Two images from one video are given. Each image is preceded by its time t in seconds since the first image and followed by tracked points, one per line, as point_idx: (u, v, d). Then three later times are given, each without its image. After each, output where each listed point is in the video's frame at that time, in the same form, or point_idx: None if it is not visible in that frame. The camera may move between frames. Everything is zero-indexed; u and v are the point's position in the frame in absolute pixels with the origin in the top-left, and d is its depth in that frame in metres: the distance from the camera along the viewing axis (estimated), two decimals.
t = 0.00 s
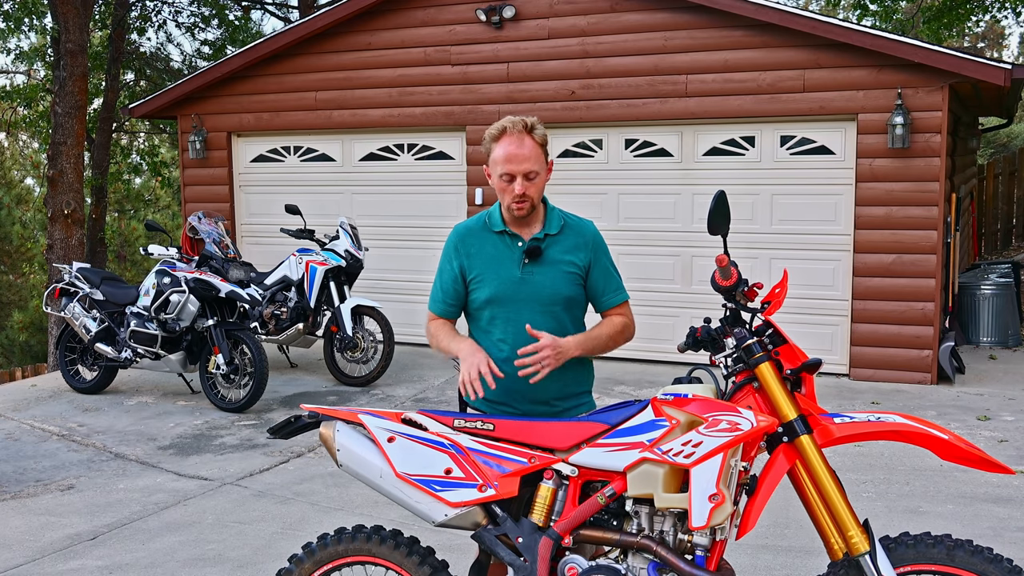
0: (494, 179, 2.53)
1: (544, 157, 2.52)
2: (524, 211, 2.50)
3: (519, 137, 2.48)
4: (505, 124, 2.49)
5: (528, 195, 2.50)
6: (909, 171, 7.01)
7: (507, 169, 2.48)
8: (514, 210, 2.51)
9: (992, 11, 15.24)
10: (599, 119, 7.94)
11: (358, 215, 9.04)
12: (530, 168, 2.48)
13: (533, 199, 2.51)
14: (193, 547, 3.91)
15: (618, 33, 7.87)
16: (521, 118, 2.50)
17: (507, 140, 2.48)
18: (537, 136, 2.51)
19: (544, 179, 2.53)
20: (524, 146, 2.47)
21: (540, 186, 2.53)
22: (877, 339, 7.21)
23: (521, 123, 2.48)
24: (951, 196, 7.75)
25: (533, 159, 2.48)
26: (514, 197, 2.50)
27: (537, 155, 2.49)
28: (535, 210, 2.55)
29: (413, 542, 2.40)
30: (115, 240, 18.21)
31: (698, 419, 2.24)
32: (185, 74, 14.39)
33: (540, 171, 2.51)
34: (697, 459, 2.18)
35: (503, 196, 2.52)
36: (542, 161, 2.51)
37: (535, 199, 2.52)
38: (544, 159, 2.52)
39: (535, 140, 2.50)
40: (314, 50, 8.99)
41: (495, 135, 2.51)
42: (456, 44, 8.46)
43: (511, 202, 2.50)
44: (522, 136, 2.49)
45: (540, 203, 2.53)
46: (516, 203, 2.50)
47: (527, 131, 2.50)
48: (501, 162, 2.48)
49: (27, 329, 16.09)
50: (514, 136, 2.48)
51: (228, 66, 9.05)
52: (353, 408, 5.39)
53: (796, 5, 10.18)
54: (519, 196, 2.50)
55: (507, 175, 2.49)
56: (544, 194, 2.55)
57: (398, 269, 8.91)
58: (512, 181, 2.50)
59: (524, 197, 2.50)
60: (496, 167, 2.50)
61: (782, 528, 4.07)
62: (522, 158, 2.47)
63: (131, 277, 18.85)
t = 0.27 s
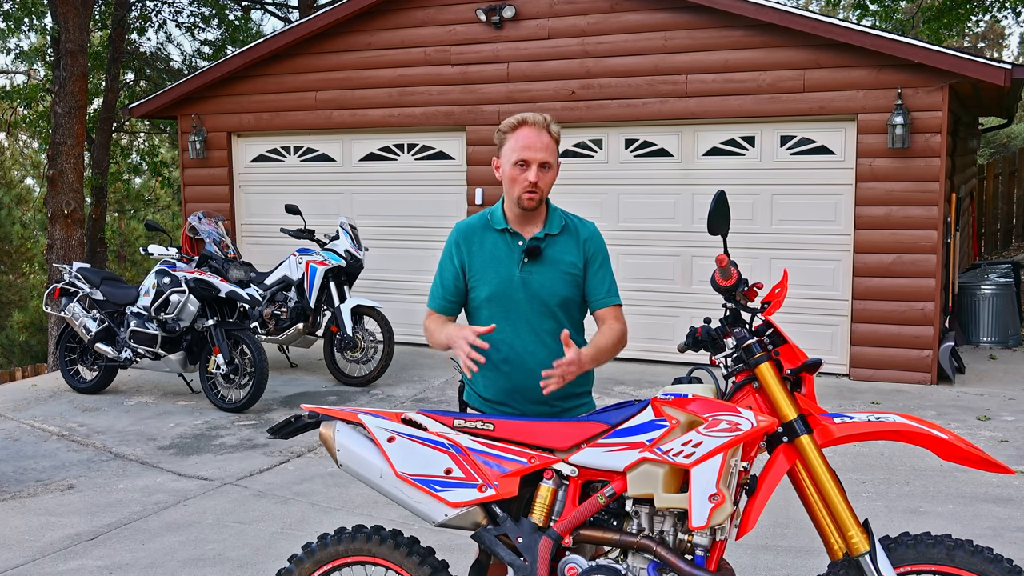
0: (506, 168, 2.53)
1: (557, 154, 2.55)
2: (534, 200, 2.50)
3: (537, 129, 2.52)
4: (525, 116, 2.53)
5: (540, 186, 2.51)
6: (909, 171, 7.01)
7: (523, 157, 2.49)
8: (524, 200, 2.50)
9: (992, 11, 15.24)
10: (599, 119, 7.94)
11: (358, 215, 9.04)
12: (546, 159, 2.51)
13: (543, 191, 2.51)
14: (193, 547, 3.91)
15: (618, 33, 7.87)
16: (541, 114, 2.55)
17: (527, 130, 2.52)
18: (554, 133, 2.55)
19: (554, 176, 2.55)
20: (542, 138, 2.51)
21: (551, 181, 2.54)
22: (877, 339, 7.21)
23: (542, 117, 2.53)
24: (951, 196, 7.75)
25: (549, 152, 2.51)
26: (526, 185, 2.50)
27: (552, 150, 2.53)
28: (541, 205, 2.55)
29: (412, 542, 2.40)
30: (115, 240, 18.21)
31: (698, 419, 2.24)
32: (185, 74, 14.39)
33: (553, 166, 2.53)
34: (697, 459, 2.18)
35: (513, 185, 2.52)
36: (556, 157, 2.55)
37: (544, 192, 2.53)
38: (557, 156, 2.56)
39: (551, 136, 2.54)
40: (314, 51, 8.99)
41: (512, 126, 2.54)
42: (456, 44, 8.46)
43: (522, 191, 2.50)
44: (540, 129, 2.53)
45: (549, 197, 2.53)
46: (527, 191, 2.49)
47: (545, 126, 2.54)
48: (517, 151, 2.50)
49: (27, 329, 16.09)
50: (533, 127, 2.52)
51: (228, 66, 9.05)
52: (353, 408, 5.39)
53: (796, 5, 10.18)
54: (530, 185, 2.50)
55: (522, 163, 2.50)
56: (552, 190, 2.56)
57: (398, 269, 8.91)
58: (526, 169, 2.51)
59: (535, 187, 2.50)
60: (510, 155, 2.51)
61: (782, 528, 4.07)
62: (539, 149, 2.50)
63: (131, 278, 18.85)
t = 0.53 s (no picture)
0: (509, 165, 2.53)
1: (561, 154, 2.55)
2: (535, 198, 2.50)
3: (543, 128, 2.52)
4: (531, 115, 2.53)
5: (542, 184, 2.51)
6: (909, 170, 7.01)
7: (526, 155, 2.49)
8: (525, 197, 2.50)
9: (992, 11, 15.24)
10: (599, 119, 7.94)
11: (358, 215, 9.04)
12: (549, 157, 2.51)
13: (544, 190, 2.51)
14: (193, 547, 3.91)
15: (618, 33, 7.87)
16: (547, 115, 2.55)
17: (532, 129, 2.52)
18: (559, 134, 2.55)
19: (557, 176, 2.55)
20: (546, 137, 2.51)
21: (553, 181, 2.54)
22: (877, 339, 7.21)
23: (548, 116, 2.53)
24: (951, 196, 7.75)
25: (553, 150, 2.51)
26: (528, 183, 2.50)
27: (556, 149, 2.53)
28: (542, 204, 2.55)
29: (412, 542, 2.40)
30: (115, 240, 18.21)
31: (698, 419, 2.24)
32: (185, 74, 14.38)
33: (556, 165, 2.53)
34: (697, 459, 2.18)
35: (516, 182, 2.52)
36: (559, 157, 2.55)
37: (546, 191, 2.53)
38: (561, 157, 2.56)
39: (556, 136, 2.54)
40: (314, 50, 8.99)
41: (517, 123, 2.54)
42: (456, 44, 8.46)
43: (523, 188, 2.50)
44: (545, 128, 2.53)
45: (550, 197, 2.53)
46: (529, 189, 2.49)
47: (551, 126, 2.54)
48: (520, 148, 2.50)
49: (27, 329, 16.09)
50: (538, 126, 2.52)
51: (228, 66, 9.05)
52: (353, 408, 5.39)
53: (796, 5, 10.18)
54: (532, 183, 2.50)
55: (524, 160, 2.50)
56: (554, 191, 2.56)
57: (398, 269, 8.91)
58: (529, 166, 2.51)
59: (537, 185, 2.50)
60: (513, 152, 2.51)
61: (782, 528, 4.07)
62: (543, 147, 2.50)
63: (131, 278, 18.85)
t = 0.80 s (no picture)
0: (507, 167, 2.53)
1: (560, 154, 2.55)
2: (534, 199, 2.50)
3: (541, 129, 2.52)
4: (530, 116, 2.53)
5: (541, 185, 2.50)
6: (909, 171, 7.01)
7: (525, 156, 2.49)
8: (524, 198, 2.50)
9: (992, 11, 15.24)
10: (599, 119, 7.94)
11: (358, 215, 9.04)
12: (547, 158, 2.51)
13: (544, 190, 2.51)
14: (193, 547, 3.91)
15: (618, 33, 7.87)
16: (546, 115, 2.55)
17: (530, 130, 2.52)
18: (558, 134, 2.55)
19: (557, 176, 2.55)
20: (544, 137, 2.51)
21: (553, 181, 2.54)
22: (877, 339, 7.21)
23: (546, 117, 2.53)
24: (951, 196, 7.75)
25: (551, 151, 2.51)
26: (526, 184, 2.50)
27: (555, 149, 2.53)
28: (542, 205, 2.55)
29: (412, 542, 2.40)
30: (115, 240, 18.21)
31: (698, 419, 2.24)
32: (185, 74, 14.39)
33: (556, 166, 2.53)
34: (697, 460, 2.18)
35: (515, 184, 2.52)
36: (559, 157, 2.55)
37: (546, 191, 2.52)
38: (560, 157, 2.56)
39: (554, 136, 2.54)
40: (314, 50, 8.99)
41: (515, 125, 2.54)
42: (456, 44, 8.46)
43: (522, 189, 2.50)
44: (543, 129, 2.53)
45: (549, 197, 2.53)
46: (528, 190, 2.49)
47: (550, 126, 2.54)
48: (518, 149, 2.50)
49: (27, 329, 16.09)
50: (536, 127, 2.52)
51: (227, 66, 9.05)
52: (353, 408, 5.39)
53: (796, 5, 10.19)
54: (531, 184, 2.50)
55: (523, 161, 2.50)
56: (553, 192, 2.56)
57: (398, 269, 8.91)
58: (527, 167, 2.51)
59: (536, 185, 2.50)
60: (512, 154, 2.51)
61: (783, 528, 4.07)
62: (541, 147, 2.50)
63: (131, 277, 18.85)
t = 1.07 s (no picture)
0: (508, 167, 2.53)
1: (561, 154, 2.55)
2: (534, 199, 2.50)
3: (541, 129, 2.52)
4: (530, 116, 2.53)
5: (541, 184, 2.50)
6: (909, 170, 7.01)
7: (525, 155, 2.49)
8: (525, 198, 2.50)
9: (992, 12, 15.24)
10: (599, 119, 7.94)
11: (358, 215, 9.04)
12: (548, 158, 2.50)
13: (544, 190, 2.51)
14: (193, 547, 3.91)
15: (618, 33, 7.87)
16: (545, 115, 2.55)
17: (530, 130, 2.51)
18: (558, 134, 2.55)
19: (557, 176, 2.55)
20: (544, 138, 2.51)
21: (553, 181, 2.54)
22: (877, 339, 7.21)
23: (546, 117, 2.53)
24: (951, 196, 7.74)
25: (551, 151, 2.51)
26: (527, 184, 2.50)
27: (555, 149, 2.53)
28: (543, 205, 2.54)
29: (412, 542, 2.40)
30: (115, 240, 18.21)
31: (698, 420, 2.24)
32: (185, 74, 14.39)
33: (556, 166, 2.53)
34: (697, 460, 2.18)
35: (515, 184, 2.52)
36: (559, 157, 2.55)
37: (546, 192, 2.52)
38: (560, 157, 2.56)
39: (554, 136, 2.54)
40: (314, 50, 8.99)
41: (515, 125, 2.54)
42: (456, 44, 8.46)
43: (522, 189, 2.50)
44: (543, 129, 2.53)
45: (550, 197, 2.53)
46: (528, 190, 2.49)
47: (550, 126, 2.54)
48: (518, 149, 2.50)
49: (27, 329, 16.09)
50: (536, 127, 2.52)
51: (227, 66, 9.05)
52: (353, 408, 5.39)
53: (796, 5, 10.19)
54: (532, 184, 2.50)
55: (523, 161, 2.50)
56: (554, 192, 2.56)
57: (398, 269, 8.91)
58: (527, 167, 2.50)
59: (536, 185, 2.50)
60: (512, 154, 2.51)
61: (783, 528, 4.07)
62: (541, 147, 2.50)
63: (131, 277, 18.86)
